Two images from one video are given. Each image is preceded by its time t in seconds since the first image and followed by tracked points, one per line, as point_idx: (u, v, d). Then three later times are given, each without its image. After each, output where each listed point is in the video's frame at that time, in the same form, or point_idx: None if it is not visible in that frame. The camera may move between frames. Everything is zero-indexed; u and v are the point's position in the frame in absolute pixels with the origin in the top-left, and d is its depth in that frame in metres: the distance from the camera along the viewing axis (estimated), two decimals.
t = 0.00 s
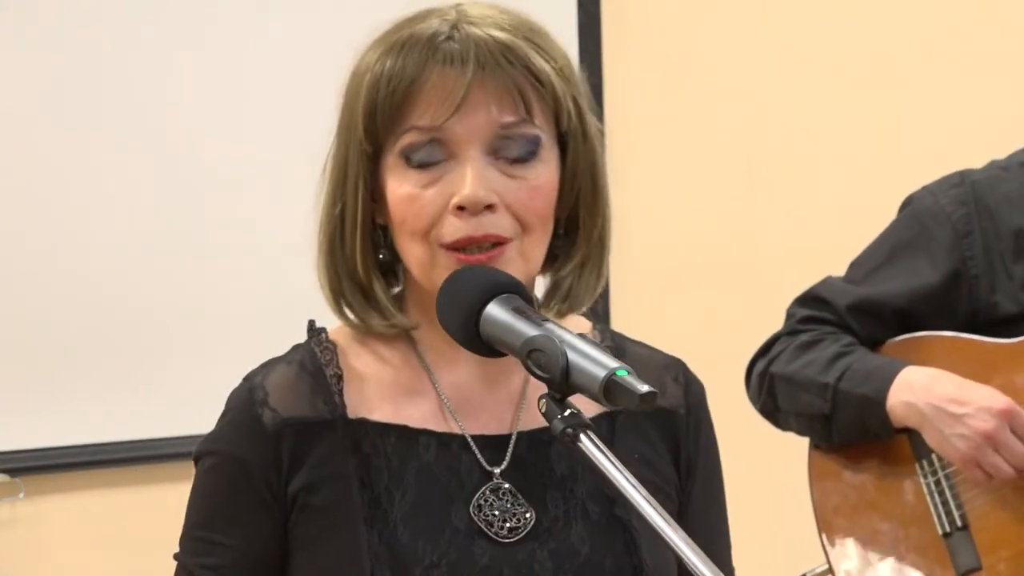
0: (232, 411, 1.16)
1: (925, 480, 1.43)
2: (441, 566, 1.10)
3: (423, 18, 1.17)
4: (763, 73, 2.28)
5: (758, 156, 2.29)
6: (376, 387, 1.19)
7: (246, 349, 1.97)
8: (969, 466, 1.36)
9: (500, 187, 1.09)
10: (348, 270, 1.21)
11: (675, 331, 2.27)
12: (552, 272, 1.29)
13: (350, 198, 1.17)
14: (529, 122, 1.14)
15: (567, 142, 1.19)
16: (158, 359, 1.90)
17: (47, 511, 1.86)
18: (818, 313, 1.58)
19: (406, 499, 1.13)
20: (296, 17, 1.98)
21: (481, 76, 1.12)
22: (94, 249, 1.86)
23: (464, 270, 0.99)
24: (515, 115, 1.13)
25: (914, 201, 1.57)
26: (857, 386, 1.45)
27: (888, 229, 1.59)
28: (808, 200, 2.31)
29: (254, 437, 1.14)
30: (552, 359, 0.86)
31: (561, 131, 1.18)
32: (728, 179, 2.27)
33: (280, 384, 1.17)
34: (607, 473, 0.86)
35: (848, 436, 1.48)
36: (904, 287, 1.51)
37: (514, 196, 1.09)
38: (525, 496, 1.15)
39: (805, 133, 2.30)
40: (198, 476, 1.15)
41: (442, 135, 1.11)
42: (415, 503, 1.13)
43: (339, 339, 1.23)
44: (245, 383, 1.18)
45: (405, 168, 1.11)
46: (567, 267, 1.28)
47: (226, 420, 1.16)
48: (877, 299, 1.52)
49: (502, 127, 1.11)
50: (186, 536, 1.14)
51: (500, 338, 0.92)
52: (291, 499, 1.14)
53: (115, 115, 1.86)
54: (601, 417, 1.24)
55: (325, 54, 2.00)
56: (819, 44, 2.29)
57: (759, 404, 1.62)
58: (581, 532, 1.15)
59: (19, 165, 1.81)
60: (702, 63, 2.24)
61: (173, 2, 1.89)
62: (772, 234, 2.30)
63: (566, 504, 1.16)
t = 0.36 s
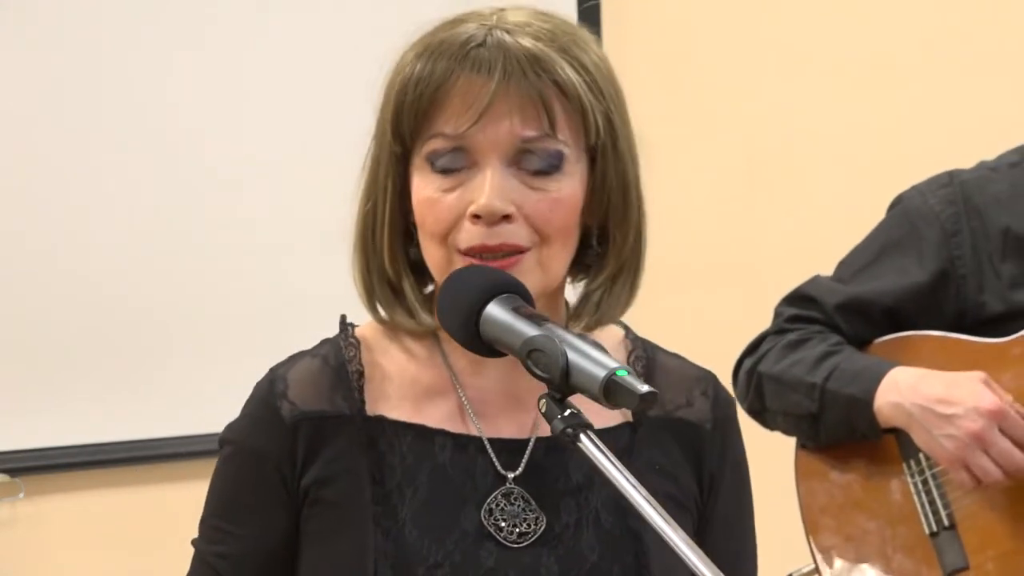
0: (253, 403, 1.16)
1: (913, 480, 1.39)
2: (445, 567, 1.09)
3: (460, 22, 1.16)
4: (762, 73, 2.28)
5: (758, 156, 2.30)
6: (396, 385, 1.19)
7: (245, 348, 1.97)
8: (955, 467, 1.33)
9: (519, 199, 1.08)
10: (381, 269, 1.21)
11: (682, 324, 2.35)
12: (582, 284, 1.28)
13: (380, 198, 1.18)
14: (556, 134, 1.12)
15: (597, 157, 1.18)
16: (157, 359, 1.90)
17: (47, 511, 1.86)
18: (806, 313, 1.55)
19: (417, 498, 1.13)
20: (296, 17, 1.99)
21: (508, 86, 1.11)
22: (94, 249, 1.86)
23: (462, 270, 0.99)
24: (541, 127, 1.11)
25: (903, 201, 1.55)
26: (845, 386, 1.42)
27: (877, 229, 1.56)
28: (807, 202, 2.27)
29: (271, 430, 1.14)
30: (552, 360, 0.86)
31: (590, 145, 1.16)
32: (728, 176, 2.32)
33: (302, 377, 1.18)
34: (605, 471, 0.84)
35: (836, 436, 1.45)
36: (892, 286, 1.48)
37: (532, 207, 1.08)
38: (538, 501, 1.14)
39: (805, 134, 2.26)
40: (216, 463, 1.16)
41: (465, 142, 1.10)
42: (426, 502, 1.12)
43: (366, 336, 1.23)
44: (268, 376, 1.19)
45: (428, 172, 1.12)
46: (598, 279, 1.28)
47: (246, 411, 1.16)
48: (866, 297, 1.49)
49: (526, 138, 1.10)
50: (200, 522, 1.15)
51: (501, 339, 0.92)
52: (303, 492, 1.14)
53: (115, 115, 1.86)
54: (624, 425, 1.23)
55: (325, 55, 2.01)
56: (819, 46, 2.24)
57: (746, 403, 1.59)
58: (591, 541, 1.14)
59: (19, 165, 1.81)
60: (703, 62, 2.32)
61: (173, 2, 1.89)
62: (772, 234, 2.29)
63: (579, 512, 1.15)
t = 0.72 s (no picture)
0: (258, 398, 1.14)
1: (912, 482, 1.44)
2: (438, 567, 1.06)
3: (467, 19, 1.15)
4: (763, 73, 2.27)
5: (759, 156, 2.28)
6: (403, 385, 1.16)
7: (245, 349, 1.97)
8: (955, 469, 1.36)
9: (524, 193, 1.06)
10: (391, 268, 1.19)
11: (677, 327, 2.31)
12: (590, 284, 1.24)
13: (391, 195, 1.16)
14: (563, 130, 1.10)
15: (605, 153, 1.15)
16: (157, 359, 1.90)
17: (47, 510, 1.86)
18: (805, 315, 1.59)
19: (417, 497, 1.09)
20: (295, 17, 1.98)
21: (513, 79, 1.09)
22: (94, 249, 1.86)
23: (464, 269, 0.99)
24: (548, 122, 1.10)
25: (903, 203, 1.58)
26: (844, 388, 1.46)
27: (876, 231, 1.60)
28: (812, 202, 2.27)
29: (274, 426, 1.11)
30: (551, 360, 0.86)
31: (599, 141, 1.14)
32: (728, 177, 2.29)
33: (309, 374, 1.15)
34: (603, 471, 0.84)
35: (833, 436, 1.50)
36: (890, 288, 1.52)
37: (537, 202, 1.06)
38: (538, 503, 1.10)
39: (803, 134, 2.27)
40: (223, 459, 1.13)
41: (471, 137, 1.09)
42: (425, 502, 1.09)
43: (378, 337, 1.20)
44: (277, 373, 1.16)
45: (436, 167, 1.10)
46: (609, 280, 1.24)
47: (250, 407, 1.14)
48: (865, 298, 1.53)
49: (532, 132, 1.09)
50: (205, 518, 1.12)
51: (501, 339, 0.92)
52: (304, 490, 1.11)
53: (115, 114, 1.86)
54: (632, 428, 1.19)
55: (325, 55, 2.00)
56: (821, 44, 2.26)
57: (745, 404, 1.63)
58: (590, 544, 1.09)
59: (19, 165, 1.81)
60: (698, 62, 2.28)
61: (173, 2, 1.89)
62: (772, 236, 2.29)
63: (580, 515, 1.10)
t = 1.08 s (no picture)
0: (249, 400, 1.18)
1: (918, 481, 1.29)
2: (419, 563, 1.09)
3: (462, 16, 1.15)
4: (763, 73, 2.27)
5: (759, 158, 2.28)
6: (390, 384, 1.19)
7: (245, 349, 1.96)
8: (963, 470, 1.23)
9: (524, 186, 1.07)
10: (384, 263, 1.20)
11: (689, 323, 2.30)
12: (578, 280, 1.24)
13: (385, 190, 1.16)
14: (561, 125, 1.11)
15: (598, 148, 1.16)
16: (156, 360, 1.90)
17: (47, 510, 1.86)
18: (812, 313, 1.42)
19: (400, 495, 1.12)
20: (295, 17, 1.98)
21: (513, 74, 1.10)
22: (93, 250, 1.86)
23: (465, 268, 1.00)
24: (546, 117, 1.10)
25: (909, 200, 1.42)
26: (854, 387, 1.31)
27: (880, 231, 1.43)
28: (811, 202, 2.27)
29: (263, 427, 1.16)
30: (551, 359, 0.86)
31: (592, 136, 1.15)
32: (728, 177, 2.29)
33: (297, 375, 1.18)
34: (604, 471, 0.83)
35: (843, 437, 1.34)
36: (894, 289, 1.36)
37: (536, 196, 1.07)
38: (522, 499, 1.12)
39: (803, 134, 2.27)
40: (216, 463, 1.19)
41: (471, 131, 1.09)
42: (408, 499, 1.11)
43: (369, 338, 1.23)
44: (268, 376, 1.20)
45: (433, 161, 1.10)
46: (598, 276, 1.24)
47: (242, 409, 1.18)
48: (868, 300, 1.37)
49: (532, 127, 1.09)
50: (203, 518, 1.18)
51: (501, 338, 0.92)
52: (293, 488, 1.15)
53: (115, 113, 1.86)
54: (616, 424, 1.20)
55: (325, 56, 2.00)
56: (821, 44, 2.25)
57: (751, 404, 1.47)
58: (572, 539, 1.12)
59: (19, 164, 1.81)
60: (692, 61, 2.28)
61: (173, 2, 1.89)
62: (774, 234, 2.28)
63: (563, 511, 1.12)
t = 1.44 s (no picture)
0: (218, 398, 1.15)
1: (943, 475, 1.35)
2: (397, 559, 1.07)
3: (454, 6, 1.15)
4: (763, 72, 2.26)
5: (759, 158, 2.27)
6: (364, 380, 1.17)
7: (245, 348, 1.96)
8: (988, 460, 1.28)
9: (515, 172, 1.07)
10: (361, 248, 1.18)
11: (685, 323, 2.28)
12: (557, 276, 1.25)
13: (367, 172, 1.15)
14: (551, 116, 1.12)
15: (584, 142, 1.17)
16: (155, 360, 1.90)
17: (46, 511, 1.86)
18: (837, 309, 1.49)
19: (377, 492, 1.10)
20: (295, 17, 1.98)
21: (509, 61, 1.10)
22: (93, 250, 1.86)
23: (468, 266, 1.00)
24: (538, 107, 1.11)
25: (932, 199, 1.48)
26: (877, 380, 1.37)
27: (905, 228, 1.50)
28: (811, 199, 2.27)
29: (235, 426, 1.13)
30: (551, 359, 0.86)
31: (580, 129, 1.16)
32: (727, 176, 2.27)
33: (270, 373, 1.16)
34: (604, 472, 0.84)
35: (867, 429, 1.40)
36: (916, 284, 1.42)
37: (526, 184, 1.07)
38: (499, 493, 1.11)
39: (803, 134, 2.26)
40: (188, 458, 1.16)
41: (464, 115, 1.09)
42: (386, 497, 1.10)
43: (339, 335, 1.21)
44: (241, 373, 1.17)
45: (423, 144, 1.09)
46: (577, 272, 1.24)
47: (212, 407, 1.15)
48: (893, 294, 1.43)
49: (525, 114, 1.09)
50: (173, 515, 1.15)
51: (501, 338, 0.92)
52: (268, 487, 1.12)
53: (114, 113, 1.86)
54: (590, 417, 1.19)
55: (326, 59, 2.00)
56: (822, 43, 2.25)
57: (776, 400, 1.54)
58: (550, 532, 1.10)
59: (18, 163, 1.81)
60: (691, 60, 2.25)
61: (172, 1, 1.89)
62: (775, 233, 2.28)
63: (539, 503, 1.11)
